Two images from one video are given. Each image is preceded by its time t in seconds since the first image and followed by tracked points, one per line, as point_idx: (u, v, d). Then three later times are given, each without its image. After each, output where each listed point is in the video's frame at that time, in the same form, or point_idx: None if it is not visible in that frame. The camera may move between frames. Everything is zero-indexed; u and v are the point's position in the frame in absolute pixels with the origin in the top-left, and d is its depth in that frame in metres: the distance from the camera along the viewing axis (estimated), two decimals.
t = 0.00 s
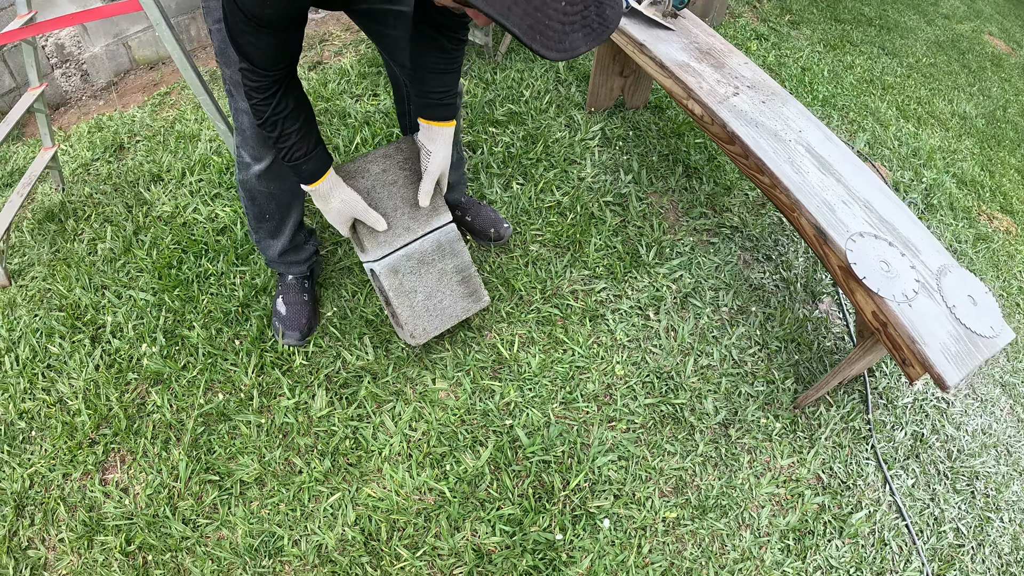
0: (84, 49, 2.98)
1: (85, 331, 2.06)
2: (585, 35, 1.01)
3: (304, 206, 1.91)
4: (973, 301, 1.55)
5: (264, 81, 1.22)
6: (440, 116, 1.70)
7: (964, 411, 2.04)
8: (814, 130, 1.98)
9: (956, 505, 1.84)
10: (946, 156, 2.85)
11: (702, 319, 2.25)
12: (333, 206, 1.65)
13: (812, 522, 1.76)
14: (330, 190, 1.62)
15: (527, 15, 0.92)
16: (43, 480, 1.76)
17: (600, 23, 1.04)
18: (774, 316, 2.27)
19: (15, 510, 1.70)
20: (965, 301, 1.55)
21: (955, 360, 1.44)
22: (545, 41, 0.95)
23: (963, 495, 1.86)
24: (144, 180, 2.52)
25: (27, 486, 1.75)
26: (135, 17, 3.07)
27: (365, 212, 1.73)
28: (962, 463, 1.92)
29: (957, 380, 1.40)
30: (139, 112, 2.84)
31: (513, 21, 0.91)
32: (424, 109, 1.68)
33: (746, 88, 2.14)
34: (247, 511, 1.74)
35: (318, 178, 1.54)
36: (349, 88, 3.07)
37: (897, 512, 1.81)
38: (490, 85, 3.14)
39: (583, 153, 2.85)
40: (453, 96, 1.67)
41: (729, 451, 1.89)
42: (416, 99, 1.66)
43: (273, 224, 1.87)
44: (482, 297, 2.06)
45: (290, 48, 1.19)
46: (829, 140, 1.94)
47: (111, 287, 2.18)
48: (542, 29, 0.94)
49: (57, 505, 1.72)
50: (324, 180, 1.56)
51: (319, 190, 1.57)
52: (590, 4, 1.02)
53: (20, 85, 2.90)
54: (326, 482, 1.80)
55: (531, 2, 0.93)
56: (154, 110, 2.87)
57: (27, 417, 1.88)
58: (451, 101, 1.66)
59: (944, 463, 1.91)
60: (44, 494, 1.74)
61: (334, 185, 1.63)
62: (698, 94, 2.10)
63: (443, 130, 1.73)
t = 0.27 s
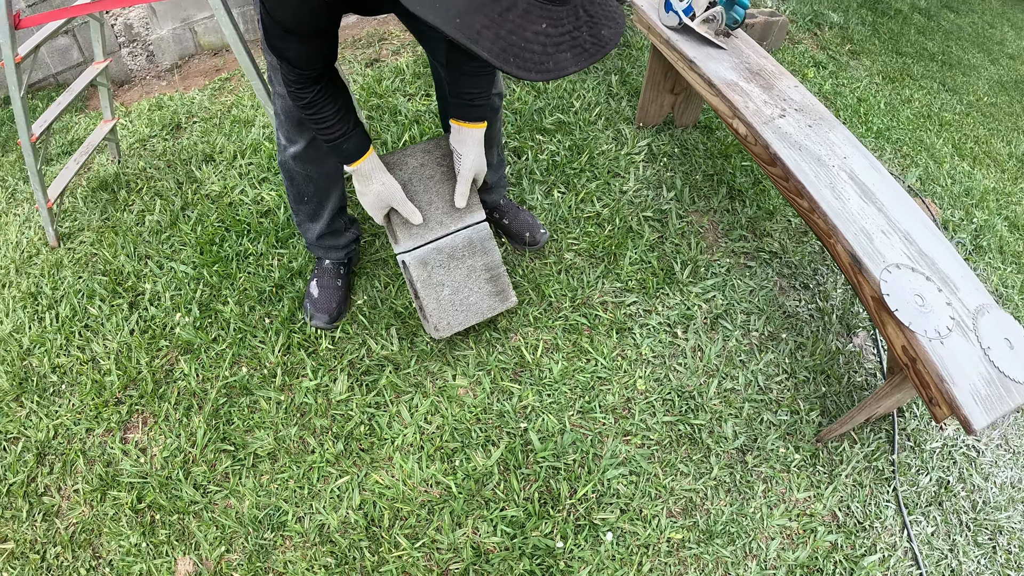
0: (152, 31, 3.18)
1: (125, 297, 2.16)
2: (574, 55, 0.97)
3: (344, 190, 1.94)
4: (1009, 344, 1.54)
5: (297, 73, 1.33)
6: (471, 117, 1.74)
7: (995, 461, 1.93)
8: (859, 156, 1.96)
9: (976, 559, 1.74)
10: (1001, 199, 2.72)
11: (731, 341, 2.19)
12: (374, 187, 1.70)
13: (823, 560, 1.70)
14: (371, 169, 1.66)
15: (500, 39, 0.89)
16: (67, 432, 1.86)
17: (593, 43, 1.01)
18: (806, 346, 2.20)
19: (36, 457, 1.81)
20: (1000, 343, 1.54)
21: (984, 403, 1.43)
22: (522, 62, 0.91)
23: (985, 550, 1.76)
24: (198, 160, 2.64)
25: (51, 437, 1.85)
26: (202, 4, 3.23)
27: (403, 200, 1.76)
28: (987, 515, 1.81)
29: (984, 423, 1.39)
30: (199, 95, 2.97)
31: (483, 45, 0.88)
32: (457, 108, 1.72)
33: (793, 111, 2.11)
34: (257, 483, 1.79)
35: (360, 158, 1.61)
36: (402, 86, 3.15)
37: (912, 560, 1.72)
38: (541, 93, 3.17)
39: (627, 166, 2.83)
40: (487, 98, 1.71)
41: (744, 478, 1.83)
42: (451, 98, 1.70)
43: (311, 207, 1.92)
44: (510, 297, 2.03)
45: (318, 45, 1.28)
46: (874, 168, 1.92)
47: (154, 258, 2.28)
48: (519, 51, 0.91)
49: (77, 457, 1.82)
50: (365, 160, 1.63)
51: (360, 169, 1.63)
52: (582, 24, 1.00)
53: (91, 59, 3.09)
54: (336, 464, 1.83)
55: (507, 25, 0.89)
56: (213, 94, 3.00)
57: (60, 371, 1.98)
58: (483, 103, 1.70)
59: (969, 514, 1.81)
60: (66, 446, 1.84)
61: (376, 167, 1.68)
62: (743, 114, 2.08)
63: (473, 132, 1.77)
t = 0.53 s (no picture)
0: (211, 22, 3.36)
1: (163, 272, 2.29)
2: (576, 60, 1.07)
3: (376, 181, 2.00)
4: None
5: (329, 67, 1.46)
6: (502, 117, 1.79)
7: (1008, 508, 1.87)
8: (890, 187, 1.98)
9: None
10: None
11: (747, 362, 2.15)
12: (399, 179, 1.77)
13: None
14: (399, 163, 1.75)
15: (499, 40, 1.01)
16: (95, 393, 2.00)
17: (598, 48, 1.10)
18: (825, 375, 2.16)
19: (63, 413, 1.96)
20: (1018, 385, 1.52)
21: (993, 444, 1.41)
22: (520, 63, 1.02)
23: None
24: (244, 148, 2.77)
25: (80, 395, 1.99)
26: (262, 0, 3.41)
27: (427, 194, 1.83)
28: (995, 563, 1.76)
29: (990, 463, 1.38)
30: (251, 86, 3.13)
31: (483, 45, 1.00)
32: (489, 107, 1.78)
33: (826, 136, 2.14)
34: (268, 457, 1.88)
35: (387, 148, 1.70)
36: (446, 90, 3.23)
37: None
38: (582, 105, 3.20)
39: (660, 183, 2.83)
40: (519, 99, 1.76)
41: (745, 500, 1.81)
42: (484, 97, 1.76)
43: (344, 196, 1.99)
44: (528, 303, 2.02)
45: (351, 41, 1.41)
46: (903, 198, 1.94)
47: (194, 237, 2.41)
48: (518, 53, 1.02)
49: (101, 417, 1.95)
50: (391, 151, 1.72)
51: (387, 161, 1.73)
52: (587, 31, 1.09)
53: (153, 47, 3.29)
54: (345, 447, 1.90)
55: (506, 29, 1.01)
56: (265, 87, 3.15)
57: (94, 335, 2.13)
58: (514, 103, 1.76)
59: (975, 560, 1.76)
60: (92, 405, 1.98)
61: (402, 159, 1.76)
62: (773, 136, 2.12)
63: (502, 132, 1.81)
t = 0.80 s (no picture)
0: (253, 22, 3.52)
1: (187, 262, 2.39)
2: (570, 63, 1.08)
3: (390, 193, 2.03)
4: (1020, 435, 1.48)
5: (344, 76, 1.52)
6: (515, 133, 1.78)
7: (1004, 557, 1.82)
8: (899, 221, 1.96)
9: None
10: None
11: (742, 389, 2.15)
12: (408, 188, 1.82)
13: None
14: (408, 173, 1.79)
15: (490, 41, 1.02)
16: (113, 371, 2.11)
17: (591, 53, 1.11)
18: (822, 408, 2.13)
19: (82, 387, 2.07)
20: (1012, 434, 1.48)
21: (976, 491, 1.39)
22: (511, 64, 1.03)
23: None
24: (274, 148, 2.87)
25: (99, 372, 2.10)
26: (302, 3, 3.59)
27: (433, 207, 1.87)
28: None
29: (970, 511, 1.35)
30: (286, 88, 3.25)
31: (474, 45, 1.02)
32: (502, 123, 1.76)
33: (838, 166, 2.14)
34: (267, 444, 1.94)
35: (396, 158, 1.76)
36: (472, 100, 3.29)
37: None
38: (605, 123, 3.18)
39: (675, 205, 2.81)
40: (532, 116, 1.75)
41: (726, 527, 1.81)
42: (498, 113, 1.74)
43: (357, 205, 2.04)
44: (532, 326, 1.94)
45: (366, 52, 1.47)
46: (911, 234, 1.92)
47: (219, 231, 2.51)
48: (510, 53, 1.03)
49: (118, 394, 2.06)
50: (401, 162, 1.77)
51: (395, 170, 1.78)
52: (579, 36, 1.11)
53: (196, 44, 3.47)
54: (340, 441, 1.93)
55: (498, 30, 1.02)
56: (299, 89, 3.27)
57: (118, 317, 2.24)
58: (527, 120, 1.74)
59: None
60: (109, 382, 2.08)
61: (411, 170, 1.80)
62: (783, 163, 2.15)
63: (513, 148, 1.79)
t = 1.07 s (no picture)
0: (281, 17, 3.58)
1: (200, 251, 2.42)
2: (562, 51, 1.08)
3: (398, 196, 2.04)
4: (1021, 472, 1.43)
5: (350, 77, 1.54)
6: (522, 141, 1.75)
7: None
8: (911, 243, 1.92)
9: None
10: None
11: (742, 407, 2.11)
12: (410, 192, 1.83)
13: None
14: (412, 177, 1.81)
15: (477, 23, 1.05)
16: (122, 354, 2.15)
17: (584, 42, 1.10)
18: (824, 430, 2.08)
19: (92, 368, 2.12)
20: (1013, 470, 1.43)
21: (968, 527, 1.35)
22: (498, 47, 1.05)
23: None
24: (292, 142, 2.90)
25: (109, 354, 2.15)
26: None
27: (436, 212, 1.88)
28: None
29: (959, 548, 1.32)
30: (309, 84, 3.29)
31: (460, 28, 1.05)
32: (508, 131, 1.73)
33: (852, 184, 2.11)
34: (264, 434, 1.96)
35: (400, 160, 1.78)
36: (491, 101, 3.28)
37: None
38: (622, 130, 3.14)
39: (688, 216, 2.77)
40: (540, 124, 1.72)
41: (714, 546, 1.79)
42: (505, 120, 1.72)
43: (365, 205, 2.05)
44: (531, 339, 1.91)
45: (371, 53, 1.49)
46: (924, 256, 1.88)
47: (233, 222, 2.53)
48: (497, 36, 1.05)
49: (125, 376, 2.10)
50: (405, 164, 1.79)
51: (399, 173, 1.80)
52: (573, 23, 1.09)
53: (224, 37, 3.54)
54: (335, 435, 1.95)
55: (485, 14, 1.05)
56: (321, 85, 3.31)
57: (130, 302, 2.28)
58: (534, 128, 1.71)
59: None
60: (118, 364, 2.13)
61: (414, 173, 1.82)
62: (794, 179, 2.14)
63: (519, 156, 1.77)
